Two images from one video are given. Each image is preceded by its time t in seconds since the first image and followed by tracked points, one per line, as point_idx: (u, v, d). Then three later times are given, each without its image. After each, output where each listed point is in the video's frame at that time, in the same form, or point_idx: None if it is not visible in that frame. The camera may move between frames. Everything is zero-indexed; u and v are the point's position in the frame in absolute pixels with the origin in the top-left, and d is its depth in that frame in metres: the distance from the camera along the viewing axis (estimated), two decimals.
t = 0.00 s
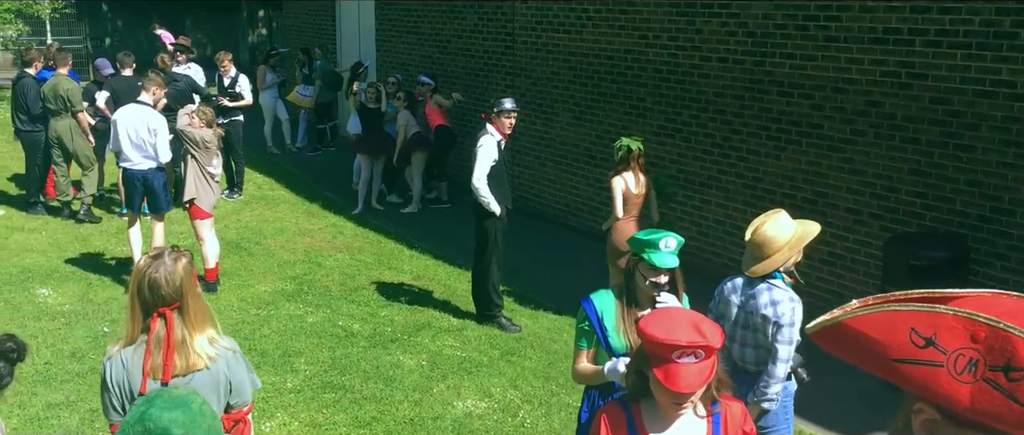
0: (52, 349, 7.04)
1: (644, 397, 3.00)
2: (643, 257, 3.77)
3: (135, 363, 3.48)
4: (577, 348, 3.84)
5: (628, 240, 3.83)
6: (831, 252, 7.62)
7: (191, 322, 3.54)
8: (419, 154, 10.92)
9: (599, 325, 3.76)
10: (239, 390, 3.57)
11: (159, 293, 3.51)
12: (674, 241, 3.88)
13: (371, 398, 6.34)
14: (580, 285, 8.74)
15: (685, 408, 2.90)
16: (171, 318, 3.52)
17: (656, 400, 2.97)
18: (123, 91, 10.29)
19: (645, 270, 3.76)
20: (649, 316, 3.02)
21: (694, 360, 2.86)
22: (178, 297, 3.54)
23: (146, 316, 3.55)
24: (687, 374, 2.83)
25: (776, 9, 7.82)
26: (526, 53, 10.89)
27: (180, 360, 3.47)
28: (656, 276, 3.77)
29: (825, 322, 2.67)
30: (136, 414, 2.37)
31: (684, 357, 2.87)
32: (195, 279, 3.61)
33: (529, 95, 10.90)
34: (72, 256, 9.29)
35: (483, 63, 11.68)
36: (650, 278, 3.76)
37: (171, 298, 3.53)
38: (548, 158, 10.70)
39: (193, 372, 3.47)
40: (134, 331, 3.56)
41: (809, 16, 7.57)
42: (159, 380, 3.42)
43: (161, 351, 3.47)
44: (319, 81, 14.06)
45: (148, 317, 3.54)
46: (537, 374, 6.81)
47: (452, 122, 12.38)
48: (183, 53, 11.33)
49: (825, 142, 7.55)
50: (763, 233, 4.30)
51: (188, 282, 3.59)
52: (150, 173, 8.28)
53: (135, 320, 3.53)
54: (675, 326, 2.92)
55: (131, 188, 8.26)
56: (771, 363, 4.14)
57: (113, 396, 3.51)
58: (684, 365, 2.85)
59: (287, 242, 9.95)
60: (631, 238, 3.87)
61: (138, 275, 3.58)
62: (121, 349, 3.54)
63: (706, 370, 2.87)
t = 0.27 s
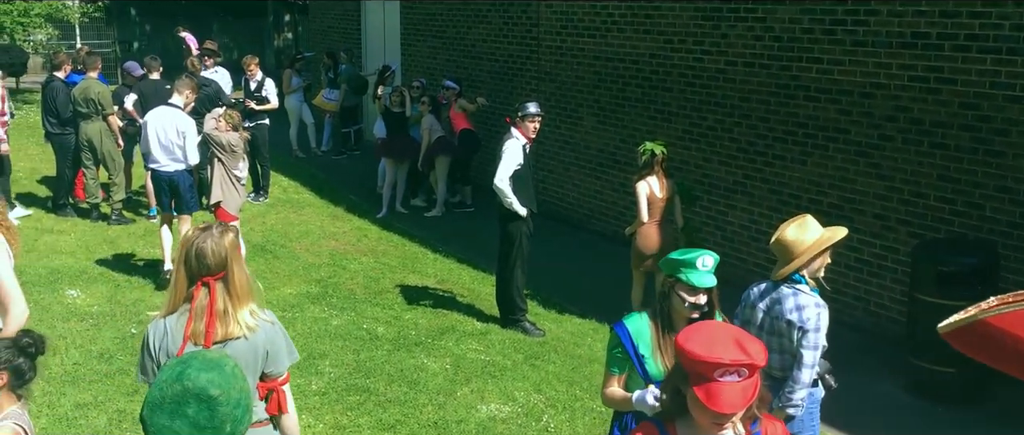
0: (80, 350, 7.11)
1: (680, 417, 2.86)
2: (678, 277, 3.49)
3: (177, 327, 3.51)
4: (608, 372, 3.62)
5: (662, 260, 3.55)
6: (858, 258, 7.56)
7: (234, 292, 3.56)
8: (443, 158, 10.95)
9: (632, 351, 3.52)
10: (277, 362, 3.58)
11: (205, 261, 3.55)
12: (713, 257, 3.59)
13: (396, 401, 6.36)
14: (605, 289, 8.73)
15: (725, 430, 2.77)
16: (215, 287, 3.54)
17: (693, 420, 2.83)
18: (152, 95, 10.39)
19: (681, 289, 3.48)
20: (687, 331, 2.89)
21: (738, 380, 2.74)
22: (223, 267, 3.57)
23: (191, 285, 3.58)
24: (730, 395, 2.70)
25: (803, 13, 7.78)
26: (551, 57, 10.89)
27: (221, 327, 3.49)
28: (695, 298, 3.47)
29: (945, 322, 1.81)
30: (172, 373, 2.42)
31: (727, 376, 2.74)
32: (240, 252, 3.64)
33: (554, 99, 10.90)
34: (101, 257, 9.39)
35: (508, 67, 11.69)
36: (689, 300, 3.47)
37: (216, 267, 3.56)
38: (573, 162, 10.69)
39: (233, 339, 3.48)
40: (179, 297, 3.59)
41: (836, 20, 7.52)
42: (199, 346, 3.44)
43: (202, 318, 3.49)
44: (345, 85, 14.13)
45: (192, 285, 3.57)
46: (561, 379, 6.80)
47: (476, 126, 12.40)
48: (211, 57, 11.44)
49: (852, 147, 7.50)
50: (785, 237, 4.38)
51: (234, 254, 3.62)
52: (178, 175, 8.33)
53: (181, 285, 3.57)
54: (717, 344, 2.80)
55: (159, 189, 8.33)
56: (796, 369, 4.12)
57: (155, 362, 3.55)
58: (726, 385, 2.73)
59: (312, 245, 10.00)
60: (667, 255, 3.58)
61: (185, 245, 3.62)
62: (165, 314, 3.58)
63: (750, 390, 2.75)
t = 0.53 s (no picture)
0: (109, 352, 7.18)
1: None
2: (717, 311, 3.47)
3: (223, 321, 3.57)
4: (640, 407, 3.49)
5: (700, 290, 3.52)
6: (886, 264, 7.49)
7: (279, 289, 3.61)
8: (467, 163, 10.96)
9: (671, 386, 3.41)
10: (317, 359, 3.62)
11: (251, 258, 3.60)
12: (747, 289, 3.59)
13: (420, 405, 6.37)
14: (629, 295, 8.70)
15: None
16: (260, 284, 3.59)
17: None
18: (180, 98, 10.50)
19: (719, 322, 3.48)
20: (731, 362, 2.86)
21: (785, 414, 2.71)
22: (268, 265, 3.62)
23: (238, 281, 3.63)
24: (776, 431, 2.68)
25: (831, 18, 7.74)
26: (576, 62, 10.89)
27: (265, 323, 3.55)
28: (735, 331, 3.49)
29: None
30: (220, 367, 2.86)
31: (774, 409, 2.72)
32: (285, 250, 3.68)
33: (579, 104, 10.89)
34: (129, 260, 9.48)
35: (533, 72, 11.70)
36: (729, 333, 3.48)
37: (262, 264, 3.61)
38: (598, 167, 10.67)
39: (276, 335, 3.54)
40: (225, 293, 3.65)
41: (864, 25, 7.48)
42: (242, 341, 3.50)
43: (247, 315, 3.55)
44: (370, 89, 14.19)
45: (239, 282, 3.62)
46: (586, 384, 6.79)
47: (501, 131, 12.41)
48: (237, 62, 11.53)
49: (881, 153, 7.44)
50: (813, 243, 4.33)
51: (280, 252, 3.67)
52: (206, 176, 8.39)
53: (227, 281, 3.63)
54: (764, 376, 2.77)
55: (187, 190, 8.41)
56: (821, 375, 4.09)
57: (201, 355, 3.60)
58: (772, 420, 2.70)
59: (337, 249, 10.05)
60: (701, 287, 3.55)
61: (235, 242, 3.68)
62: (211, 309, 3.63)
63: (797, 424, 2.71)
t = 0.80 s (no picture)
0: (138, 354, 7.25)
1: None
2: (755, 336, 3.48)
3: (274, 324, 3.75)
4: None
5: (736, 314, 3.53)
6: (915, 272, 7.42)
7: (327, 292, 3.80)
8: (492, 169, 10.97)
9: (708, 416, 3.37)
10: (359, 357, 3.83)
11: (302, 263, 3.78)
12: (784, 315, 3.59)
13: (445, 410, 6.38)
14: (655, 301, 8.67)
15: None
16: (308, 287, 3.77)
17: None
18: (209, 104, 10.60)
19: (756, 347, 3.47)
20: (788, 402, 2.86)
21: None
22: (317, 269, 3.81)
23: (286, 286, 3.80)
24: None
25: (859, 24, 7.69)
26: (602, 68, 10.89)
27: (316, 324, 3.75)
28: (773, 358, 3.48)
29: None
30: (288, 369, 2.88)
31: None
32: (332, 255, 3.86)
33: (605, 110, 10.88)
34: (158, 263, 9.57)
35: (558, 78, 11.70)
36: (766, 360, 3.48)
37: (309, 269, 3.79)
38: (623, 173, 10.66)
39: (327, 337, 3.76)
40: (274, 296, 3.81)
41: (893, 31, 7.43)
42: (295, 343, 3.70)
43: (298, 317, 3.74)
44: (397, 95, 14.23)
45: (288, 286, 3.79)
46: (611, 390, 6.77)
47: (527, 137, 12.42)
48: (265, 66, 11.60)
49: (910, 160, 7.38)
50: (843, 249, 4.30)
51: (326, 256, 3.86)
52: (234, 180, 8.46)
53: (277, 285, 3.80)
54: (825, 412, 2.77)
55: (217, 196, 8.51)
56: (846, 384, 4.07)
57: (253, 358, 3.76)
58: None
59: (363, 254, 10.09)
60: (738, 312, 3.55)
61: (282, 249, 3.83)
62: (262, 312, 3.80)
63: None
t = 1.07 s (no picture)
0: (167, 358, 7.31)
1: None
2: (797, 345, 3.43)
3: (323, 312, 4.04)
4: None
5: (780, 322, 3.48)
6: (946, 281, 7.35)
7: (372, 283, 4.10)
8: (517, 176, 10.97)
9: (748, 426, 3.29)
10: (402, 346, 4.06)
11: (350, 256, 4.10)
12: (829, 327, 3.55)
13: (471, 416, 6.39)
14: (681, 309, 8.64)
15: None
16: (355, 278, 4.07)
17: None
18: (238, 110, 10.68)
19: (799, 357, 3.43)
20: (865, 402, 2.73)
21: None
22: (365, 260, 4.13)
23: (335, 277, 4.11)
24: None
25: (889, 30, 7.64)
26: (628, 74, 10.88)
27: (362, 313, 4.03)
28: (815, 370, 3.44)
29: None
30: (343, 355, 3.18)
31: None
32: (377, 248, 4.19)
33: (631, 117, 10.87)
34: (187, 268, 9.66)
35: (584, 84, 11.70)
36: (809, 371, 3.43)
37: (356, 261, 4.11)
38: (650, 180, 10.63)
39: (372, 325, 4.02)
40: (323, 288, 4.13)
41: (924, 37, 7.37)
42: (341, 330, 3.98)
43: (345, 306, 4.03)
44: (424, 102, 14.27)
45: (336, 277, 4.10)
46: (637, 398, 6.75)
47: (552, 143, 12.43)
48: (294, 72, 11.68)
49: (940, 167, 7.31)
50: (872, 258, 4.27)
51: (373, 250, 4.18)
52: (262, 186, 8.55)
53: (326, 276, 4.11)
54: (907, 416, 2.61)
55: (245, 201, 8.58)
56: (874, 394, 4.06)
57: (303, 344, 4.02)
58: None
59: (389, 259, 10.13)
60: (780, 320, 3.50)
61: (331, 243, 4.17)
62: (311, 301, 4.10)
63: None
